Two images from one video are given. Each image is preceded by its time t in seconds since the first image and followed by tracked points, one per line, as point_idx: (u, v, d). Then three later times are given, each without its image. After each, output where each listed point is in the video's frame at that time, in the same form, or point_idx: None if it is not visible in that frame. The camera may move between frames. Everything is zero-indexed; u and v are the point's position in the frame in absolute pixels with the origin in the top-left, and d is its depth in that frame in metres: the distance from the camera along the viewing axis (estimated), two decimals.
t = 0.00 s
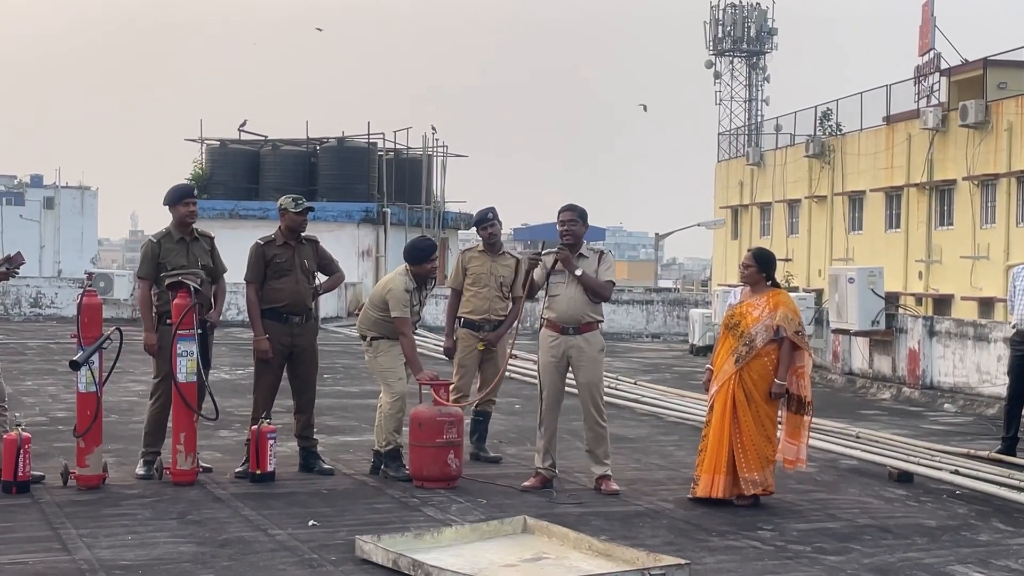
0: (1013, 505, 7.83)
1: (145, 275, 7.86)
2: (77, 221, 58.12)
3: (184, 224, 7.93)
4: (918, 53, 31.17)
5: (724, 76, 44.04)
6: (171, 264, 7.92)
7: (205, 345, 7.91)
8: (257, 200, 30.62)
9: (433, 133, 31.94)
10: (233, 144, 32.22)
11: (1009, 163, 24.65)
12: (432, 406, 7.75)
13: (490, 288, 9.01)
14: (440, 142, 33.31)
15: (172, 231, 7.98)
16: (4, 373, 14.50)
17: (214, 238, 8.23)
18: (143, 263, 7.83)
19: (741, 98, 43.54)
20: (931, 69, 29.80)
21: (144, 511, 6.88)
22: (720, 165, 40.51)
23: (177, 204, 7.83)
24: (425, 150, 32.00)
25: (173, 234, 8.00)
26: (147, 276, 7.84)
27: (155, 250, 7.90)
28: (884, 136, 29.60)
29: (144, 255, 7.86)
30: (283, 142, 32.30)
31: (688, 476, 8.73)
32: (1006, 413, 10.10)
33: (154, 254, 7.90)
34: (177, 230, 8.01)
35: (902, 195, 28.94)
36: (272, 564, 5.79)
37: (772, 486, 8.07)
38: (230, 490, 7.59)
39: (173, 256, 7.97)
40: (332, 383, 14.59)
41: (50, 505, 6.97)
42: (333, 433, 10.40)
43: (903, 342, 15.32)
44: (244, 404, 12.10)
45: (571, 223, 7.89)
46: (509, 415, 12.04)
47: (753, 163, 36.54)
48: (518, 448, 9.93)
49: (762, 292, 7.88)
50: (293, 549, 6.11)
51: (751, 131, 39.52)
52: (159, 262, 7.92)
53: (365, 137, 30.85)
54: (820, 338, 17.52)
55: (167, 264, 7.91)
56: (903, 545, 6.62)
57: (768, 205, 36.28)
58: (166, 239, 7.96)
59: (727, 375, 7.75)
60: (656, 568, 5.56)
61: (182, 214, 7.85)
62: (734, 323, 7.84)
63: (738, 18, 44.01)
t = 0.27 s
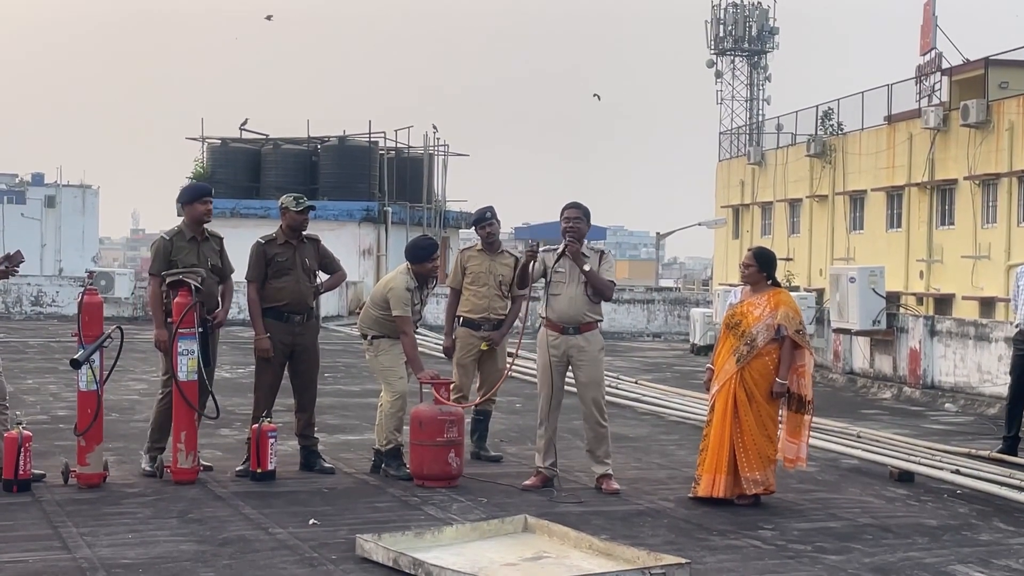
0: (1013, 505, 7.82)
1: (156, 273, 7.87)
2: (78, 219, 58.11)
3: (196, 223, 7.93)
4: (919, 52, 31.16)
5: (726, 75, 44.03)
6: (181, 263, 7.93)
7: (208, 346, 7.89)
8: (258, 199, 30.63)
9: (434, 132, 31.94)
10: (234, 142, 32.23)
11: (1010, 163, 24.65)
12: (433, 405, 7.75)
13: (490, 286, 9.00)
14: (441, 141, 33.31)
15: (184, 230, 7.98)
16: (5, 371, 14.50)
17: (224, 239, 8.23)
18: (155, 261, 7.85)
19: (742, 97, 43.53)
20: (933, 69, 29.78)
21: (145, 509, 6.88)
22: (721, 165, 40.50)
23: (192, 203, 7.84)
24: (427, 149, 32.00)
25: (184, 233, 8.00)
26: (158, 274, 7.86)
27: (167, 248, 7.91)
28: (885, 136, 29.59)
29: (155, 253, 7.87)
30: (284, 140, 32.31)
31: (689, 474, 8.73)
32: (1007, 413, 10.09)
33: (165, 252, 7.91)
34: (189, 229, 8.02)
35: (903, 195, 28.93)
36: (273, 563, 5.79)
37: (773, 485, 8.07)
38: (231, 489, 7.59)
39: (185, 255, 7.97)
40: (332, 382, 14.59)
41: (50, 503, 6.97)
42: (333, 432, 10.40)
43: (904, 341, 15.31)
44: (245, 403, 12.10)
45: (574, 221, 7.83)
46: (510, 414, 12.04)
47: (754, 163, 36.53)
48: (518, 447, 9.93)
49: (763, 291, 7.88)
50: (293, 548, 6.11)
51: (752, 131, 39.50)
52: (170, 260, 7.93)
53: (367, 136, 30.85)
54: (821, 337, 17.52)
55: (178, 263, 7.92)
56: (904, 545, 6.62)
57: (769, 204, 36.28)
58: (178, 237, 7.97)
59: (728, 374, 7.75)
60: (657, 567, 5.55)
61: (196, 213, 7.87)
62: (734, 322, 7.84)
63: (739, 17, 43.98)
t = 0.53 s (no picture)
0: (1015, 503, 7.82)
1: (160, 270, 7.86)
2: (80, 217, 58.11)
3: (199, 220, 7.95)
4: (921, 51, 31.14)
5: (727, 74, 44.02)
6: (184, 260, 7.93)
7: (209, 341, 7.96)
8: (259, 197, 30.64)
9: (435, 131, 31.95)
10: (235, 141, 32.23)
11: (1012, 162, 24.63)
12: (434, 403, 7.75)
13: (486, 284, 9.00)
14: (442, 139, 33.29)
15: (186, 227, 7.99)
16: (7, 369, 14.51)
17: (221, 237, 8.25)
18: (159, 257, 7.85)
19: (744, 96, 43.52)
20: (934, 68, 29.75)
21: (146, 507, 6.88)
22: (723, 164, 40.48)
23: (197, 200, 7.87)
24: (428, 147, 32.00)
25: (187, 230, 8.01)
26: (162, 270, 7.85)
27: (170, 244, 7.92)
28: (887, 134, 29.57)
29: (159, 249, 7.87)
30: (285, 139, 32.31)
31: (689, 473, 8.73)
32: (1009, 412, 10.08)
33: (168, 248, 7.91)
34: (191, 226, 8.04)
35: (904, 194, 28.91)
36: (274, 561, 5.79)
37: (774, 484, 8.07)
38: (232, 487, 7.59)
39: (187, 252, 7.98)
40: (333, 380, 14.60)
41: (51, 501, 6.97)
42: (335, 430, 10.40)
43: (905, 340, 15.31)
44: (246, 401, 12.10)
45: (579, 220, 7.83)
46: (511, 412, 12.04)
47: (756, 161, 36.51)
48: (519, 445, 9.93)
49: (764, 290, 7.88)
50: (295, 546, 6.11)
51: (753, 129, 39.48)
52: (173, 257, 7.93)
53: (368, 135, 30.85)
54: (822, 336, 17.53)
55: (181, 260, 7.92)
56: (905, 543, 6.62)
57: (771, 203, 36.27)
58: (181, 234, 7.97)
59: (729, 373, 7.74)
60: (658, 565, 5.55)
61: (201, 210, 7.89)
62: (736, 321, 7.83)
63: (741, 16, 43.95)
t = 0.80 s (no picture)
0: (1015, 501, 7.82)
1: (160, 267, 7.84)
2: (81, 215, 58.11)
3: (195, 219, 7.97)
4: (923, 49, 31.12)
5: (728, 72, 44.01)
6: (183, 258, 7.94)
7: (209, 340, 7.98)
8: (260, 195, 30.66)
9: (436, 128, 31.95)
10: (237, 139, 32.24)
11: (1014, 160, 24.62)
12: (434, 401, 7.75)
13: (480, 282, 9.05)
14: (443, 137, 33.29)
15: (183, 226, 7.99)
16: (8, 366, 14.53)
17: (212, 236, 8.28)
18: (160, 255, 7.83)
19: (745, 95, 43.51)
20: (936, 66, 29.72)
21: (146, 505, 6.89)
22: (724, 162, 40.47)
23: (196, 198, 7.91)
24: (429, 145, 31.99)
25: (183, 228, 8.01)
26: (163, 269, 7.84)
27: (170, 243, 7.90)
28: (888, 133, 29.56)
29: (158, 248, 7.85)
30: (286, 136, 32.32)
31: (690, 471, 8.73)
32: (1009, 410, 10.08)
33: (168, 247, 7.89)
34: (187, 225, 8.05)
35: (906, 192, 28.89)
36: (275, 559, 5.80)
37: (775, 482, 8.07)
38: (233, 485, 7.59)
39: (186, 251, 7.99)
40: (334, 378, 14.60)
41: (52, 499, 6.98)
42: (335, 428, 10.41)
43: (906, 339, 15.31)
44: (247, 399, 12.11)
45: (590, 225, 7.66)
46: (511, 411, 12.05)
47: (757, 159, 36.50)
48: (520, 444, 9.93)
49: (766, 288, 7.87)
50: (295, 544, 6.11)
51: (754, 127, 39.47)
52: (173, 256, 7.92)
53: (369, 133, 30.85)
54: (823, 335, 17.52)
55: (181, 258, 7.92)
56: (905, 542, 6.62)
57: (772, 201, 36.26)
58: (179, 233, 7.97)
59: (730, 371, 7.74)
60: (658, 564, 5.54)
61: (199, 208, 7.94)
62: (737, 319, 7.83)
63: (742, 13, 43.92)
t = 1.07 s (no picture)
0: (1016, 500, 7.82)
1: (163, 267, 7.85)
2: (81, 213, 58.10)
3: (193, 216, 7.96)
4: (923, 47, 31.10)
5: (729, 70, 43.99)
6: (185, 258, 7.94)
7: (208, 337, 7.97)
8: (261, 193, 30.66)
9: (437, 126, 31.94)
10: (237, 137, 32.24)
11: (1014, 158, 24.61)
12: (435, 398, 7.75)
13: (472, 280, 8.99)
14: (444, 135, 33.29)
15: (183, 224, 7.98)
16: (9, 364, 14.53)
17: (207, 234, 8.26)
18: (162, 256, 7.84)
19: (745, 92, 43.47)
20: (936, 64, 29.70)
21: (147, 503, 6.88)
22: (725, 160, 40.45)
23: (195, 196, 7.90)
24: (430, 143, 31.99)
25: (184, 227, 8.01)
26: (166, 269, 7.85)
27: (173, 244, 7.90)
28: (889, 131, 29.55)
29: (160, 249, 7.85)
30: (287, 135, 32.31)
31: (690, 469, 8.72)
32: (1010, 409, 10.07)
33: (171, 248, 7.89)
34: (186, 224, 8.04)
35: (906, 190, 28.89)
36: (275, 557, 5.79)
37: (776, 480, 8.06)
38: (233, 483, 7.59)
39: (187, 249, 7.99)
40: (334, 376, 14.60)
41: (53, 497, 6.98)
42: (335, 426, 10.40)
43: (907, 337, 15.30)
44: (247, 397, 12.11)
45: (615, 218, 7.72)
46: (512, 409, 12.05)
47: (757, 157, 36.48)
48: (521, 442, 9.93)
49: (766, 286, 7.87)
50: (295, 541, 6.11)
51: (755, 125, 39.45)
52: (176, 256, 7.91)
53: (370, 131, 30.84)
54: (824, 333, 17.51)
55: (184, 258, 7.93)
56: (906, 540, 6.61)
57: (773, 199, 36.25)
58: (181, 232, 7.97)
59: (731, 369, 7.74)
60: (659, 562, 5.54)
61: (198, 207, 7.93)
62: (738, 317, 7.83)
63: (743, 12, 43.91)
